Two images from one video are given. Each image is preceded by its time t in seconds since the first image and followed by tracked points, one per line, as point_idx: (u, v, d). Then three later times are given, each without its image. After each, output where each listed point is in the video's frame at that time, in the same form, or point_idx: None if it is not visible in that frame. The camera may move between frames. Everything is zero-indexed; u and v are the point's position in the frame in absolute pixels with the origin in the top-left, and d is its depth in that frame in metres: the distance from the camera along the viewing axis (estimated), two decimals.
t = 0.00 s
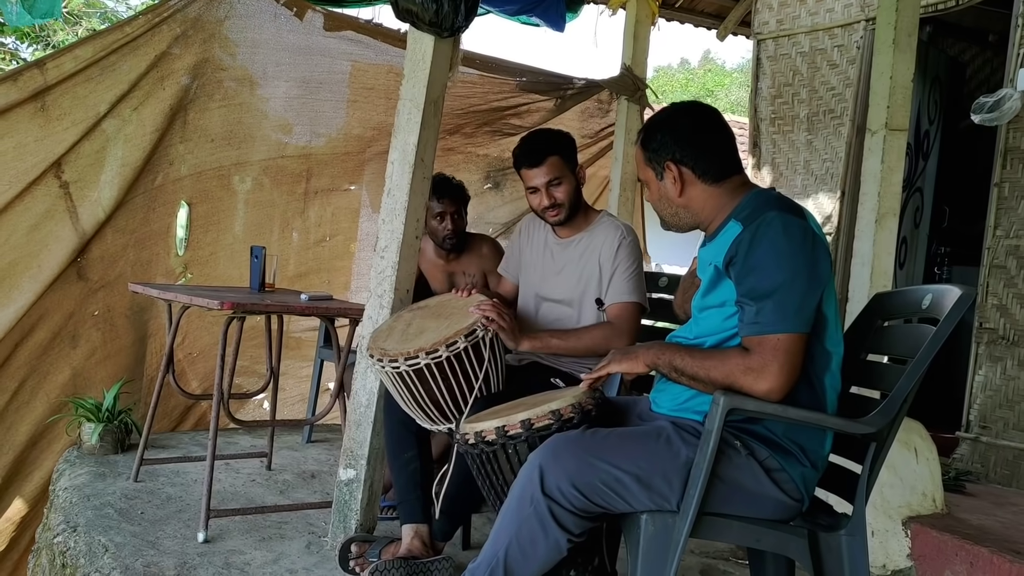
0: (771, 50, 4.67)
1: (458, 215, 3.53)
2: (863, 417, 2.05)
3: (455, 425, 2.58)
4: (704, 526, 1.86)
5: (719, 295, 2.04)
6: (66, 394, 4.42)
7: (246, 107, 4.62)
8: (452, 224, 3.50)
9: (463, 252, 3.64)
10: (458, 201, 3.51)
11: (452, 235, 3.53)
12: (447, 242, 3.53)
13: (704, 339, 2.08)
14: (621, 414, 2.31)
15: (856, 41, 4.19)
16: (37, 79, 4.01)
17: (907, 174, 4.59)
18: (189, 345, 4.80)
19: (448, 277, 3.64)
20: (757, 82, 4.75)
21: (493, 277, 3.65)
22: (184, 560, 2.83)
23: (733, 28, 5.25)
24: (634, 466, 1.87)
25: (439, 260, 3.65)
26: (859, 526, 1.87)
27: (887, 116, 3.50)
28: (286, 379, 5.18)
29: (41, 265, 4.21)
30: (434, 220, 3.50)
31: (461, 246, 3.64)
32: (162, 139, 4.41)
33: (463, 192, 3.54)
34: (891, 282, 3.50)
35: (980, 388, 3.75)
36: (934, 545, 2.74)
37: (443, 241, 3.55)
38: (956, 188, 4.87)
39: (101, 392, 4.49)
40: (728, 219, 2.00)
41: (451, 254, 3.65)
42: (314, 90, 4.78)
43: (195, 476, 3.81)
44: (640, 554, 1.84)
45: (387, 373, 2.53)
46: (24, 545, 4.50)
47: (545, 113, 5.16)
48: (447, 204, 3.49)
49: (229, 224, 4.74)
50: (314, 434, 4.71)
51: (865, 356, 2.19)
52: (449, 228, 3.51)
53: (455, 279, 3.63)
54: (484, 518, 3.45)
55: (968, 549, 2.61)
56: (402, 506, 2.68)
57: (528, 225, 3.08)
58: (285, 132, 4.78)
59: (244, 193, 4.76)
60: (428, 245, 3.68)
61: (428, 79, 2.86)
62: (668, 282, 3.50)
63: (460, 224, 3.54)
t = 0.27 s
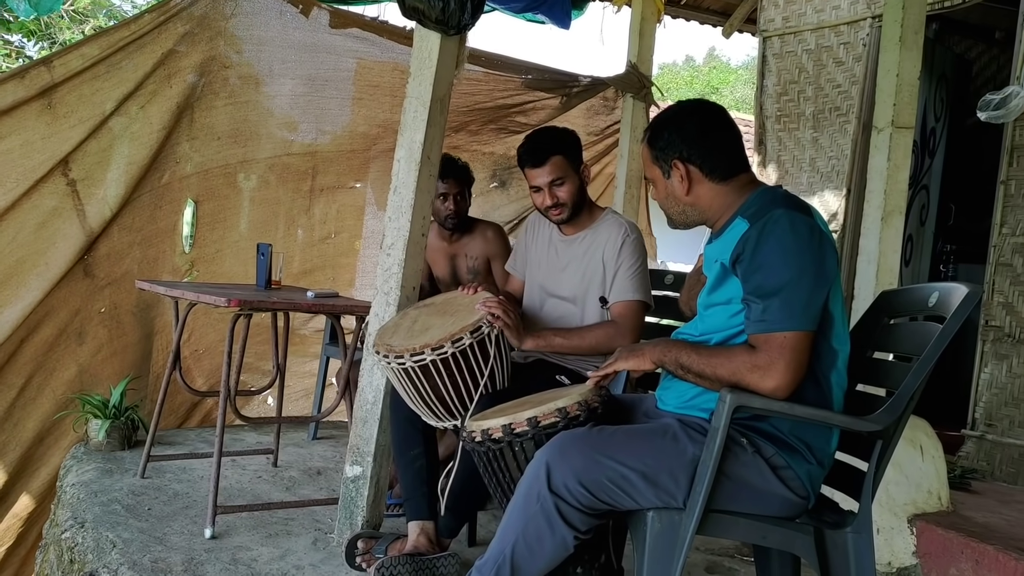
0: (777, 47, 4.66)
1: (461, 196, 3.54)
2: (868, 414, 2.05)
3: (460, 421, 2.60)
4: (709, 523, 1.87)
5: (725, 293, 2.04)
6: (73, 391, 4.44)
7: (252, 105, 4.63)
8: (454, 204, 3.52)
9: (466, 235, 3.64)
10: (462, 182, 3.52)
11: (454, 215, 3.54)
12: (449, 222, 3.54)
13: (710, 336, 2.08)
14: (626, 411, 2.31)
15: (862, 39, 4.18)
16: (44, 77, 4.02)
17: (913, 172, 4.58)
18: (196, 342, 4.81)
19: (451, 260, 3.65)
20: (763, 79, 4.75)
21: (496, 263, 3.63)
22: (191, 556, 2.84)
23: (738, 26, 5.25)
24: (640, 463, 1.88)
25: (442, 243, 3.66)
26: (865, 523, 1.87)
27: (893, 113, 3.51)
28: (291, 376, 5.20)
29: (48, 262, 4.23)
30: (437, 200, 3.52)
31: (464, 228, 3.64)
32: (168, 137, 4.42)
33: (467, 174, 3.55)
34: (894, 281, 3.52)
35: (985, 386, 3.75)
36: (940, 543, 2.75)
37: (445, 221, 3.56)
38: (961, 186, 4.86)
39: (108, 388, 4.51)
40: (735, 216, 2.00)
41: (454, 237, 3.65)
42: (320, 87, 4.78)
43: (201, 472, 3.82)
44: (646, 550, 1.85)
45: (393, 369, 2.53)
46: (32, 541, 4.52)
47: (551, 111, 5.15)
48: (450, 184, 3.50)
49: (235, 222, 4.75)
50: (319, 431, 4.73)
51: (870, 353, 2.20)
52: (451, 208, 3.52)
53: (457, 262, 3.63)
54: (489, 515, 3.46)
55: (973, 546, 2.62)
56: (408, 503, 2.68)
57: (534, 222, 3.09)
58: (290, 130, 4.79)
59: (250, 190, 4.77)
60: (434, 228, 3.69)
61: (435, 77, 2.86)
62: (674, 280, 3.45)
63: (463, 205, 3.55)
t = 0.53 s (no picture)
0: (785, 43, 4.64)
1: (476, 187, 3.53)
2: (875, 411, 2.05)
3: (467, 416, 2.60)
4: (716, 519, 1.87)
5: (731, 289, 2.04)
6: (81, 384, 4.46)
7: (259, 100, 4.63)
8: (468, 194, 3.52)
9: (479, 227, 3.64)
10: (478, 173, 3.51)
11: (467, 205, 3.54)
12: (463, 213, 3.54)
13: (717, 332, 2.08)
14: (633, 407, 2.31)
15: (871, 35, 4.16)
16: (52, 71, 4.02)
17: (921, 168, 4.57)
18: (203, 336, 4.83)
19: (463, 252, 3.66)
20: (770, 75, 4.73)
21: (509, 256, 3.61)
22: (198, 549, 2.86)
23: (746, 21, 5.23)
24: (646, 458, 1.88)
25: (457, 234, 3.68)
26: (871, 520, 1.87)
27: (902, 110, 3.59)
28: (298, 370, 5.22)
29: (56, 255, 4.24)
30: (451, 190, 3.52)
31: (479, 221, 3.65)
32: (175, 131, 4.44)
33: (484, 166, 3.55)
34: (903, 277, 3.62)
35: (992, 383, 3.73)
36: (946, 540, 2.78)
37: (459, 211, 3.57)
38: (969, 182, 4.84)
39: (115, 381, 4.53)
40: (741, 212, 2.00)
41: (469, 229, 3.66)
42: (327, 82, 4.78)
43: (208, 465, 3.84)
44: (652, 545, 1.85)
45: (400, 363, 2.54)
46: (40, 532, 4.55)
47: (558, 106, 5.14)
48: (465, 175, 3.49)
49: (242, 216, 4.76)
50: (326, 425, 4.75)
51: (877, 350, 2.20)
52: (465, 198, 3.52)
53: (470, 254, 3.63)
54: (495, 509, 3.47)
55: (979, 544, 2.68)
56: (414, 497, 2.69)
57: (541, 217, 3.09)
58: (297, 125, 4.80)
59: (257, 184, 4.79)
60: (448, 222, 3.72)
61: (442, 72, 2.86)
62: (681, 275, 3.46)
63: (478, 196, 3.55)
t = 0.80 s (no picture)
0: (790, 37, 4.62)
1: (497, 186, 3.51)
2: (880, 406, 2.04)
3: (470, 409, 2.61)
4: (720, 513, 1.87)
5: (735, 283, 2.04)
6: (85, 376, 4.47)
7: (263, 93, 4.63)
8: (489, 193, 3.49)
9: (499, 226, 3.65)
10: (500, 172, 3.49)
11: (488, 203, 3.52)
12: (482, 211, 3.53)
13: (721, 327, 2.08)
14: (637, 402, 2.31)
15: (877, 29, 4.14)
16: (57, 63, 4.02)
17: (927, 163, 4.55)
18: (207, 329, 4.83)
19: (482, 249, 3.67)
20: (776, 70, 4.72)
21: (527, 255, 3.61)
22: (202, 541, 2.86)
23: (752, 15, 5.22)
24: (651, 453, 1.88)
25: (477, 231, 3.70)
26: (876, 514, 1.88)
27: (908, 105, 3.62)
28: (302, 363, 5.23)
29: (60, 247, 4.24)
30: (472, 187, 3.51)
31: (498, 220, 3.65)
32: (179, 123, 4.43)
33: (507, 166, 3.52)
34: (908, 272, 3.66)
35: (997, 379, 3.72)
36: (950, 535, 2.79)
37: (479, 209, 3.55)
38: (975, 178, 4.83)
39: (119, 374, 4.54)
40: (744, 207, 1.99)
41: (489, 226, 3.66)
42: (332, 75, 4.77)
43: (212, 458, 3.85)
44: (657, 539, 1.85)
45: (404, 356, 2.54)
46: (45, 524, 4.57)
47: (562, 97, 5.14)
48: (487, 174, 3.48)
49: (246, 210, 4.76)
50: (330, 418, 4.75)
51: (882, 346, 2.19)
52: (485, 196, 3.51)
53: (487, 252, 3.64)
54: (498, 503, 3.47)
55: (983, 540, 2.68)
56: (418, 491, 2.70)
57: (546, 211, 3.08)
58: (301, 118, 4.79)
59: (261, 178, 4.78)
60: (470, 219, 3.74)
61: (447, 65, 2.85)
62: (686, 270, 3.48)
63: (499, 196, 3.53)
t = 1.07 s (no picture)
0: (793, 32, 4.61)
1: (496, 184, 3.53)
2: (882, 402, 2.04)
3: (471, 404, 2.61)
4: (721, 508, 1.87)
5: (736, 279, 2.04)
6: (85, 369, 4.47)
7: (264, 86, 4.62)
8: (488, 191, 3.51)
9: (501, 223, 3.65)
10: (497, 170, 3.51)
11: (488, 201, 3.53)
12: (482, 209, 3.53)
13: (722, 322, 2.08)
14: (639, 396, 2.31)
15: (879, 24, 4.13)
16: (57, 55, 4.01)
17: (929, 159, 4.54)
18: (208, 323, 4.83)
19: (485, 247, 3.67)
20: (778, 64, 4.71)
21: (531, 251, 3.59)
22: (202, 534, 2.86)
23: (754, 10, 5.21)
24: (652, 448, 1.88)
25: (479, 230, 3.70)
26: (877, 510, 1.88)
27: (911, 100, 3.62)
28: (303, 357, 5.23)
29: (59, 239, 4.23)
30: (471, 187, 3.53)
31: (501, 217, 3.65)
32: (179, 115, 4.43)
33: (504, 164, 3.54)
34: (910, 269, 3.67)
35: (998, 375, 3.71)
36: (950, 531, 2.79)
37: (479, 207, 3.56)
38: (977, 173, 4.82)
39: (119, 367, 4.54)
40: (744, 203, 1.99)
41: (491, 224, 3.66)
42: (333, 68, 4.76)
43: (213, 451, 3.85)
44: (658, 534, 1.85)
45: (405, 350, 2.54)
46: (45, 516, 4.57)
47: (563, 91, 5.13)
48: (486, 172, 3.50)
49: (247, 203, 4.76)
50: (330, 412, 4.75)
51: (884, 341, 2.19)
52: (485, 194, 3.52)
53: (491, 249, 3.64)
54: (498, 498, 3.47)
55: (983, 536, 2.68)
56: (419, 484, 2.69)
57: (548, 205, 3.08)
58: (302, 111, 4.78)
59: (261, 171, 4.77)
60: (472, 218, 3.74)
61: (449, 59, 2.85)
62: (687, 265, 3.47)
63: (498, 194, 3.54)
